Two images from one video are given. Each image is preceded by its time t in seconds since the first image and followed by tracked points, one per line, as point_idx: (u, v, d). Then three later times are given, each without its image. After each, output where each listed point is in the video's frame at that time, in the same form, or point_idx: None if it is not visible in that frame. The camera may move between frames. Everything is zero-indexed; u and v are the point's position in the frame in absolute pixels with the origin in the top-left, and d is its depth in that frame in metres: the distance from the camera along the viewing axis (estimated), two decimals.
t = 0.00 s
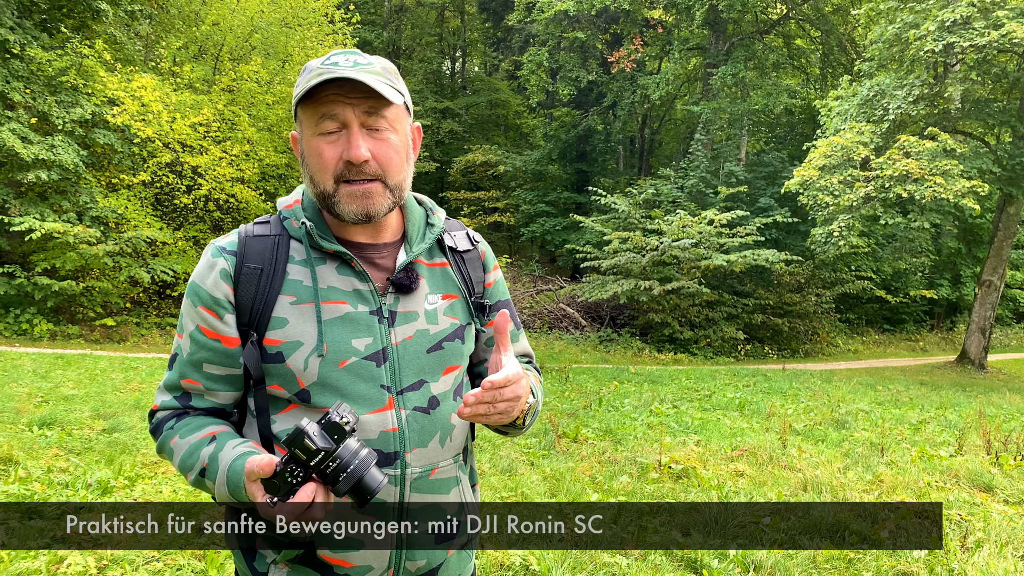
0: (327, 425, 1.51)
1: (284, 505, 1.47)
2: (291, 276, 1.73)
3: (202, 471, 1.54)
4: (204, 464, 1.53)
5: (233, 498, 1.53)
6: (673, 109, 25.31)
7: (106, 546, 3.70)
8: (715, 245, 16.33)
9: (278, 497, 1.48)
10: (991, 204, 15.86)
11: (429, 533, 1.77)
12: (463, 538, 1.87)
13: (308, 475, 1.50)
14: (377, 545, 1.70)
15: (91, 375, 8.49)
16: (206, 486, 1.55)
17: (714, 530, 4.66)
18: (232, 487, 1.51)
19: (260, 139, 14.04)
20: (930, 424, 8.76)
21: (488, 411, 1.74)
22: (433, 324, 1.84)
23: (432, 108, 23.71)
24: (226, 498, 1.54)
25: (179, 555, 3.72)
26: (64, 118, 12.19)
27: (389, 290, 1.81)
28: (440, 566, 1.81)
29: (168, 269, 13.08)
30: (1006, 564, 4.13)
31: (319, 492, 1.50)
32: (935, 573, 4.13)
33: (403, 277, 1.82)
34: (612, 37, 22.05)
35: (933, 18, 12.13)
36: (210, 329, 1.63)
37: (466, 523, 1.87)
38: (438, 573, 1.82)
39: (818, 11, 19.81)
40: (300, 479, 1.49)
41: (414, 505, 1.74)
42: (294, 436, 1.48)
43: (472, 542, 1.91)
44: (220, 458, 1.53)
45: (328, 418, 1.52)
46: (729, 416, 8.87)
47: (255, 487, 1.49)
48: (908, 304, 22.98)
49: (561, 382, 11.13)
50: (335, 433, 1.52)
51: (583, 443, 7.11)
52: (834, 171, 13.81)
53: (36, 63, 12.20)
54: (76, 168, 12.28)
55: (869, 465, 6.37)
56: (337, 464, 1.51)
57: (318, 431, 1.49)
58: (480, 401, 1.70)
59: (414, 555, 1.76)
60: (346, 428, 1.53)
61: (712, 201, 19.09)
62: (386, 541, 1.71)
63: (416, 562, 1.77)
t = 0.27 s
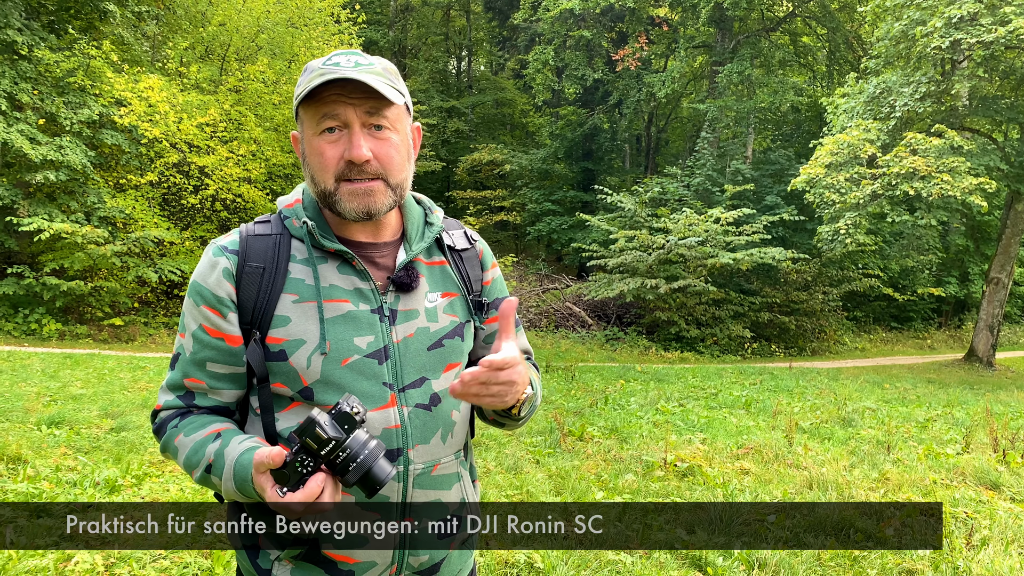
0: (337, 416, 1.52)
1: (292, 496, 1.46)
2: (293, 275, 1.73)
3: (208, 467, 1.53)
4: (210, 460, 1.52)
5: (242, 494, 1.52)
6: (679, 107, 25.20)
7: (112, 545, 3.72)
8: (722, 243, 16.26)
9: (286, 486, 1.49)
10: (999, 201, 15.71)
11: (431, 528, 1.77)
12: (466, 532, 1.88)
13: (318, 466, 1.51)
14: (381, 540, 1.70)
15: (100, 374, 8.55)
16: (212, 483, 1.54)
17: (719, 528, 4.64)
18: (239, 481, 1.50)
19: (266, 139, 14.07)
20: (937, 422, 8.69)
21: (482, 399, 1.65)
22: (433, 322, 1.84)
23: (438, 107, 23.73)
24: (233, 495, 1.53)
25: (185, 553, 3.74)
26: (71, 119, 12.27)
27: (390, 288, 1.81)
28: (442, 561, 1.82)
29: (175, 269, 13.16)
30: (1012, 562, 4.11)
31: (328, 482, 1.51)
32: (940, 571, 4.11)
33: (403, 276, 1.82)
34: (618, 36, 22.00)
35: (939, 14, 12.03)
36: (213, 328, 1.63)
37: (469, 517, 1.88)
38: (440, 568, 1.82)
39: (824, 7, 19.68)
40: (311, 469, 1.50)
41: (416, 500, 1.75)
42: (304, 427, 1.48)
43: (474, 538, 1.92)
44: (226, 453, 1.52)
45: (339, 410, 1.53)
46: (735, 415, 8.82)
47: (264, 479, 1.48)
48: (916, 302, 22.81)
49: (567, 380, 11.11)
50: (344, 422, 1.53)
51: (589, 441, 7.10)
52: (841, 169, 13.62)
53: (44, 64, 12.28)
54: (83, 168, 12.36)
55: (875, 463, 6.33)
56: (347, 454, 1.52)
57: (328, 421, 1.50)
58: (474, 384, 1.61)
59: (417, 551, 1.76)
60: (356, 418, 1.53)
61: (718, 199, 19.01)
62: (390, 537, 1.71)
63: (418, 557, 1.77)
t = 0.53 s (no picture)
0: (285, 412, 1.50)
1: (239, 494, 1.44)
2: (290, 273, 1.73)
3: (188, 463, 1.53)
4: (189, 455, 1.52)
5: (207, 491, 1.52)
6: (686, 103, 25.09)
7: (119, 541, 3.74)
8: (729, 240, 16.18)
9: (237, 485, 1.46)
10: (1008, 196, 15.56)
11: (428, 524, 1.77)
12: (464, 527, 1.88)
13: (266, 464, 1.48)
14: (376, 536, 1.70)
15: (108, 373, 8.61)
16: (188, 478, 1.55)
17: (724, 525, 4.63)
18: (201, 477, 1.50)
19: (273, 138, 14.06)
20: (945, 419, 8.62)
21: (584, 381, 1.84)
22: (430, 320, 1.85)
23: (444, 105, 23.74)
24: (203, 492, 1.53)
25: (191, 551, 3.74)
26: (79, 118, 12.35)
27: (387, 286, 1.81)
28: (439, 557, 1.82)
29: (183, 267, 13.23)
30: (1017, 558, 4.08)
31: (274, 483, 1.46)
32: (945, 567, 4.08)
33: (401, 274, 1.82)
34: (624, 33, 21.91)
35: (947, 9, 11.93)
36: (208, 326, 1.63)
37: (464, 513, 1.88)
38: (437, 564, 1.82)
39: (831, 3, 19.53)
40: (258, 468, 1.46)
41: (413, 497, 1.74)
42: (251, 421, 1.47)
43: (471, 534, 1.92)
44: (201, 449, 1.52)
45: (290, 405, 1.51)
46: (742, 412, 8.78)
47: (219, 474, 1.48)
48: (925, 299, 22.62)
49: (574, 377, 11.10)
50: (290, 420, 1.50)
51: (595, 438, 7.08)
52: (849, 165, 13.50)
53: (52, 64, 12.36)
54: (91, 168, 12.45)
55: (881, 460, 6.29)
56: (295, 452, 1.48)
57: (271, 419, 1.48)
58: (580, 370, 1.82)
59: (414, 547, 1.76)
60: (301, 415, 1.50)
61: (726, 196, 18.91)
62: (387, 533, 1.71)
63: (416, 553, 1.77)
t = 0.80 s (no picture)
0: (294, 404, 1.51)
1: (245, 484, 1.44)
2: (293, 270, 1.73)
3: (192, 457, 1.53)
4: (194, 449, 1.52)
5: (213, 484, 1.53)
6: (694, 99, 24.95)
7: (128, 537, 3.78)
8: (737, 236, 16.09)
9: (244, 476, 1.46)
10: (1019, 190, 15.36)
11: (430, 518, 1.77)
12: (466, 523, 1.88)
13: (273, 456, 1.48)
14: (377, 530, 1.70)
15: (118, 370, 8.68)
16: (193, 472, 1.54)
17: (730, 520, 4.62)
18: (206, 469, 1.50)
19: (281, 136, 13.98)
20: (953, 414, 8.54)
21: (573, 382, 1.85)
22: (431, 317, 1.84)
23: (452, 102, 23.75)
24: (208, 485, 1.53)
25: (199, 546, 3.80)
26: (88, 117, 12.44)
27: (389, 283, 1.81)
28: (441, 552, 1.82)
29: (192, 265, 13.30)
30: None
31: (281, 474, 1.46)
32: (951, 562, 4.04)
33: (402, 271, 1.83)
34: (631, 28, 21.81)
35: (956, 3, 11.82)
36: (212, 322, 1.64)
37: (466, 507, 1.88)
38: (439, 558, 1.82)
39: None
40: (266, 459, 1.47)
41: (415, 492, 1.75)
42: (260, 412, 1.48)
43: (472, 529, 1.92)
44: (205, 443, 1.52)
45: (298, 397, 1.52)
46: (749, 408, 8.74)
47: (225, 466, 1.48)
48: (935, 294, 22.40)
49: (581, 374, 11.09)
50: (299, 414, 1.51)
51: (602, 434, 7.07)
52: (857, 160, 13.45)
53: (61, 63, 12.46)
54: (101, 166, 12.54)
55: (889, 455, 6.25)
56: (301, 445, 1.48)
57: (281, 411, 1.50)
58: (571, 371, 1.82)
59: (417, 542, 1.76)
60: (310, 408, 1.52)
61: (733, 191, 18.81)
62: (388, 527, 1.71)
63: (418, 549, 1.77)
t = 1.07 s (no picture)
0: (301, 402, 1.50)
1: (252, 482, 1.42)
2: (288, 268, 1.73)
3: (194, 454, 1.53)
4: (195, 447, 1.53)
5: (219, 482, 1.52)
6: (702, 94, 24.79)
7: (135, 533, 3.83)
8: (745, 231, 15.99)
9: (249, 473, 1.45)
10: None
11: (424, 513, 1.77)
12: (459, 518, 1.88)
13: (278, 454, 1.47)
14: (373, 526, 1.71)
15: (127, 367, 8.75)
16: (195, 469, 1.54)
17: (735, 516, 4.61)
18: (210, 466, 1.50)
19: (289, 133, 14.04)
20: (962, 410, 8.46)
21: (553, 375, 1.89)
22: (425, 314, 1.84)
23: (459, 98, 23.74)
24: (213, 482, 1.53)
25: (205, 542, 3.85)
26: (97, 116, 12.52)
27: (383, 281, 1.81)
28: (435, 546, 1.82)
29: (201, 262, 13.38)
30: None
31: (288, 472, 1.45)
32: (955, 557, 4.01)
33: (396, 269, 1.83)
34: (639, 24, 21.68)
35: None
36: (209, 320, 1.64)
37: (460, 503, 1.88)
38: (433, 553, 1.82)
39: None
40: (270, 457, 1.46)
41: (410, 487, 1.75)
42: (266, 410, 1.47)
43: (467, 524, 1.92)
44: (207, 440, 1.52)
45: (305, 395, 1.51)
46: (757, 403, 8.69)
47: (230, 463, 1.48)
48: (944, 290, 22.18)
49: (588, 370, 11.06)
50: (303, 412, 1.50)
51: (608, 430, 7.05)
52: (865, 156, 13.16)
53: (70, 62, 12.53)
54: (110, 164, 12.63)
55: (896, 451, 6.21)
56: (306, 443, 1.48)
57: (286, 410, 1.48)
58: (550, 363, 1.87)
59: (411, 537, 1.76)
60: (315, 408, 1.51)
61: (742, 187, 18.69)
62: (383, 523, 1.72)
63: (412, 544, 1.77)
